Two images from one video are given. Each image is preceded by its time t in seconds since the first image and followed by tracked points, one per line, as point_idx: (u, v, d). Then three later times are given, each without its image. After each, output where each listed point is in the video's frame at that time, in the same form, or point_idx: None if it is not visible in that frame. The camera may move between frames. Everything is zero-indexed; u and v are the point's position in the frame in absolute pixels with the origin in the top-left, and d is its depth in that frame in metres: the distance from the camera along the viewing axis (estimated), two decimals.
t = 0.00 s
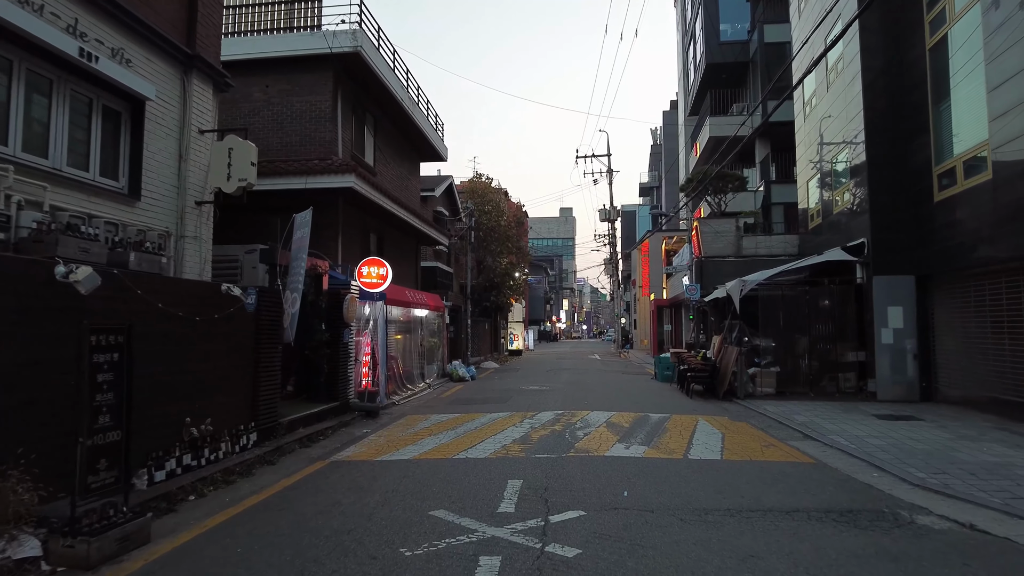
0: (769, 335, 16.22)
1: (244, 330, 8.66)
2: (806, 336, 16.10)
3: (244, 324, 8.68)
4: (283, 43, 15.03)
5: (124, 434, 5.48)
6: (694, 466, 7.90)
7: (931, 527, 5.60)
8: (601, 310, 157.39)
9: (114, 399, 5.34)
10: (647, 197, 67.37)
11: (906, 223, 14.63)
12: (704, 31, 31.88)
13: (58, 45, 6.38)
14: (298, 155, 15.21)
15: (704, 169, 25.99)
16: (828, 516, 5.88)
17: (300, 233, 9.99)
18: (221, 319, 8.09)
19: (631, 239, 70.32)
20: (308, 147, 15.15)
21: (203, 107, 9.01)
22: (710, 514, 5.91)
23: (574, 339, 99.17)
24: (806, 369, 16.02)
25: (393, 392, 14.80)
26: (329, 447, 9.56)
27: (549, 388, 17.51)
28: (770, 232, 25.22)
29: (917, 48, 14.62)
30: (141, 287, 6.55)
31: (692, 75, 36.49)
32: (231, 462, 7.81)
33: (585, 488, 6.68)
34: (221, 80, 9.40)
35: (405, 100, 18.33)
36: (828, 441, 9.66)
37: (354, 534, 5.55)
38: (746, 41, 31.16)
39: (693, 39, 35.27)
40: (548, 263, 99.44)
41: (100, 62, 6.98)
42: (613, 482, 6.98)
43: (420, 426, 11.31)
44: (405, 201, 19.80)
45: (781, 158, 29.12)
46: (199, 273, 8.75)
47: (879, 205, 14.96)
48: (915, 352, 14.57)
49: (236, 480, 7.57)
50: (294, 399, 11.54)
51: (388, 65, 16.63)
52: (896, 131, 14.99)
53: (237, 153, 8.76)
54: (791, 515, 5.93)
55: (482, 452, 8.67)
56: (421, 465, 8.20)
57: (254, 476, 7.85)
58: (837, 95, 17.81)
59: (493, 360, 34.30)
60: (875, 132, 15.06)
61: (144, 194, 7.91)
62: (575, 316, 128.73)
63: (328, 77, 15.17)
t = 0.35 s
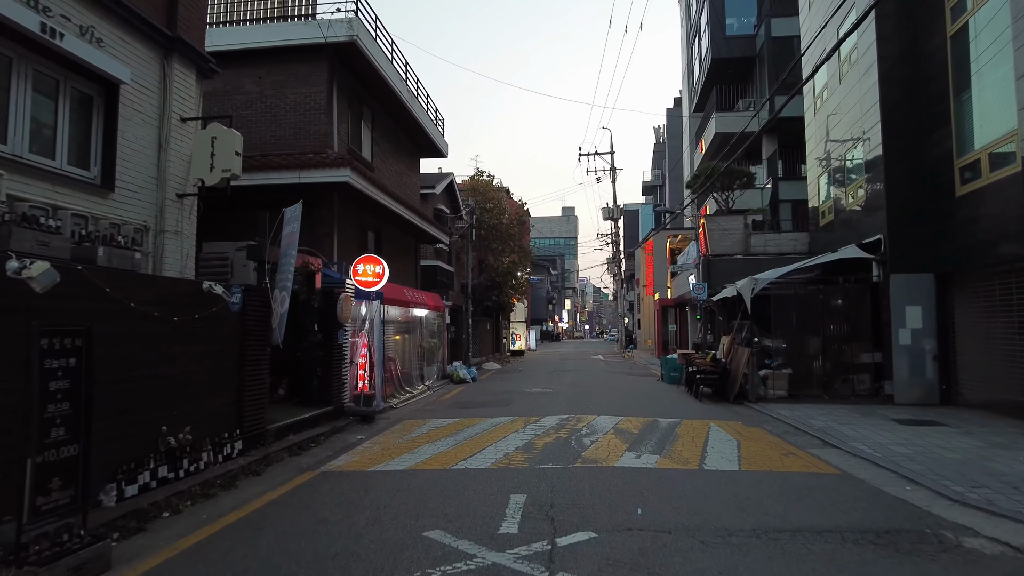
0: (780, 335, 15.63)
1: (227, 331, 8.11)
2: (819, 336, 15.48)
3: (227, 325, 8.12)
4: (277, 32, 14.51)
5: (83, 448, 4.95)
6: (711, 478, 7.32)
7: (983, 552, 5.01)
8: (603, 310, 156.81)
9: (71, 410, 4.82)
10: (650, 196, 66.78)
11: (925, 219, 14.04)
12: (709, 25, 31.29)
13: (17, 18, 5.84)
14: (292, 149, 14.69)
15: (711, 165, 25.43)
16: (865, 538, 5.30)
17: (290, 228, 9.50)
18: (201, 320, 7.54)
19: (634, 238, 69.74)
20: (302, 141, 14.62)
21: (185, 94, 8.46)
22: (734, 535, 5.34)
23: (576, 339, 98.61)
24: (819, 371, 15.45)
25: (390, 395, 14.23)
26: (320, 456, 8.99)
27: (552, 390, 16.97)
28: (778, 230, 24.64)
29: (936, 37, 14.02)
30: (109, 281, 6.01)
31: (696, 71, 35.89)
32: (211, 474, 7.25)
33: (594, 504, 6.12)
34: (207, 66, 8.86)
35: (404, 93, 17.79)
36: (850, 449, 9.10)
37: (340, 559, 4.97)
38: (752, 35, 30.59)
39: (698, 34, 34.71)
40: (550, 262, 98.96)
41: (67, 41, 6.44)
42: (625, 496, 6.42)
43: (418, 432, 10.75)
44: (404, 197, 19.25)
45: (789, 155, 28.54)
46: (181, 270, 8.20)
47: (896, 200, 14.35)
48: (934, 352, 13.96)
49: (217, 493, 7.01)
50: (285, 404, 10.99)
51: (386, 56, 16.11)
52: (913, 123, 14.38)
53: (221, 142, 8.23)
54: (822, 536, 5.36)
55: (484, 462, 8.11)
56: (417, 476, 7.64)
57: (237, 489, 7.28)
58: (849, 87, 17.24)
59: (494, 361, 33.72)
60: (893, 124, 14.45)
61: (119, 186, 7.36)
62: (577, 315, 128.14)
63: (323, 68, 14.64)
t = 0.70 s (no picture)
0: (792, 334, 15.05)
1: (208, 328, 7.54)
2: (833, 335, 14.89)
3: (209, 322, 7.55)
4: (270, 19, 13.97)
5: (30, 459, 4.41)
6: (730, 488, 6.76)
7: None
8: (604, 310, 156.18)
9: (16, 416, 4.29)
10: (652, 194, 66.19)
11: (945, 213, 13.47)
12: (715, 19, 30.75)
13: None
14: (285, 139, 14.14)
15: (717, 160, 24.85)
16: (911, 559, 4.74)
17: (278, 219, 8.94)
18: (178, 316, 6.99)
19: (636, 237, 69.15)
20: (296, 131, 14.08)
21: (165, 74, 7.88)
22: (765, 555, 4.79)
23: (578, 339, 97.90)
24: (833, 371, 14.86)
25: (386, 396, 13.66)
26: (308, 462, 8.42)
27: (555, 391, 16.40)
28: (786, 227, 24.09)
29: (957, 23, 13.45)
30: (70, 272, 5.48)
31: (701, 66, 35.36)
32: (188, 483, 6.68)
33: (605, 519, 5.55)
34: (190, 44, 8.28)
35: (402, 84, 17.25)
36: (873, 454, 8.54)
37: None
38: (759, 29, 30.04)
39: (703, 29, 34.14)
40: (551, 262, 98.31)
41: (25, 9, 5.88)
42: (639, 509, 5.86)
43: (415, 435, 10.18)
44: (402, 192, 18.69)
45: (796, 150, 27.97)
46: (159, 263, 7.63)
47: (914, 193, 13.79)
48: (955, 352, 13.38)
49: (193, 503, 6.44)
50: (274, 405, 10.42)
51: (383, 44, 15.57)
52: (932, 113, 13.81)
53: (201, 124, 7.64)
54: (862, 556, 4.80)
55: (484, 469, 7.54)
56: (412, 485, 7.07)
57: (216, 499, 6.71)
58: (862, 78, 16.68)
59: (495, 361, 33.09)
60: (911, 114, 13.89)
61: (90, 170, 6.80)
62: (578, 315, 127.47)
63: (318, 56, 14.10)
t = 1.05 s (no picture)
0: (802, 334, 14.47)
1: (180, 328, 6.94)
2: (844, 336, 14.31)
3: (181, 321, 6.97)
4: (257, 6, 13.40)
5: None
6: (748, 503, 6.18)
7: None
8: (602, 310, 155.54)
9: None
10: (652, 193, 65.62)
11: (962, 208, 12.91)
12: (716, 13, 30.19)
13: None
14: (273, 131, 13.54)
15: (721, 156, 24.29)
16: None
17: (259, 212, 8.37)
18: (144, 315, 6.40)
19: (636, 236, 68.58)
20: (285, 123, 13.48)
21: (134, 54, 7.28)
22: None
23: (577, 339, 97.33)
24: (844, 372, 14.29)
25: (378, 399, 13.06)
26: (291, 474, 7.81)
27: (555, 394, 15.81)
28: (791, 224, 23.54)
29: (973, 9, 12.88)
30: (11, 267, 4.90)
31: (702, 62, 34.81)
32: (155, 498, 6.07)
33: (614, 542, 4.98)
34: (163, 22, 7.67)
35: (396, 76, 16.68)
36: (896, 463, 7.98)
37: None
38: (761, 23, 29.48)
39: (704, 23, 33.54)
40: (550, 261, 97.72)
41: None
42: (652, 531, 5.28)
43: (407, 443, 9.59)
44: (397, 188, 18.10)
45: (801, 146, 27.42)
46: (127, 257, 7.03)
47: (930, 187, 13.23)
48: (973, 353, 12.81)
49: (158, 522, 5.83)
50: (258, 410, 9.83)
51: (376, 34, 15.00)
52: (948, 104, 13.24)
53: (173, 107, 7.04)
54: None
55: (480, 482, 6.94)
56: (402, 500, 6.48)
57: (186, 517, 6.10)
58: (871, 70, 16.13)
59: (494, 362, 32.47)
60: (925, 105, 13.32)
61: (46, 156, 6.21)
62: (577, 315, 126.90)
63: (307, 44, 13.51)
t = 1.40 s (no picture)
0: (814, 335, 13.89)
1: (149, 330, 6.34)
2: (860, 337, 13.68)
3: (151, 322, 6.37)
4: None
5: None
6: (775, 523, 5.58)
7: None
8: (603, 310, 155.16)
9: None
10: (653, 192, 65.06)
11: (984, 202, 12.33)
12: (721, 8, 29.62)
13: None
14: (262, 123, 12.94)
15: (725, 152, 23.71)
16: None
17: (240, 205, 7.82)
18: (108, 315, 5.80)
19: (637, 235, 68.05)
20: (274, 113, 12.89)
21: (101, 30, 6.67)
22: None
23: (578, 339, 96.77)
24: (859, 375, 13.70)
25: (373, 403, 12.53)
26: (274, 488, 7.22)
27: (558, 396, 15.24)
28: (798, 222, 22.99)
29: None
30: None
31: (706, 57, 34.24)
32: (117, 519, 5.45)
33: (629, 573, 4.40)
34: None
35: (392, 67, 16.09)
36: (927, 474, 7.40)
37: None
38: (767, 17, 28.92)
39: (707, 19, 32.99)
40: (550, 261, 97.08)
41: None
42: (671, 558, 4.71)
43: (401, 451, 9.00)
44: (394, 183, 17.52)
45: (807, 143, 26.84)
46: (92, 253, 6.42)
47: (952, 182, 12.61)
48: (996, 354, 12.23)
49: (118, 546, 5.20)
50: (243, 417, 9.23)
51: (371, 22, 14.41)
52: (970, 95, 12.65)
53: (143, 88, 6.44)
54: None
55: (478, 497, 6.36)
56: (391, 519, 5.89)
57: (151, 539, 5.48)
58: (886, 60, 15.53)
59: (494, 363, 31.90)
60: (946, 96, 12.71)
61: None
62: (578, 315, 126.35)
63: (298, 32, 12.93)
